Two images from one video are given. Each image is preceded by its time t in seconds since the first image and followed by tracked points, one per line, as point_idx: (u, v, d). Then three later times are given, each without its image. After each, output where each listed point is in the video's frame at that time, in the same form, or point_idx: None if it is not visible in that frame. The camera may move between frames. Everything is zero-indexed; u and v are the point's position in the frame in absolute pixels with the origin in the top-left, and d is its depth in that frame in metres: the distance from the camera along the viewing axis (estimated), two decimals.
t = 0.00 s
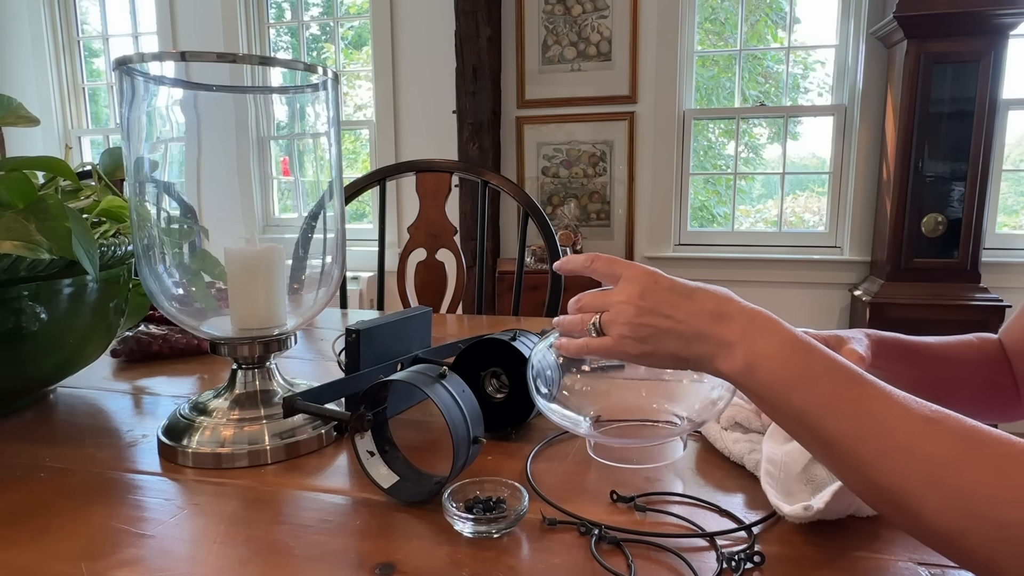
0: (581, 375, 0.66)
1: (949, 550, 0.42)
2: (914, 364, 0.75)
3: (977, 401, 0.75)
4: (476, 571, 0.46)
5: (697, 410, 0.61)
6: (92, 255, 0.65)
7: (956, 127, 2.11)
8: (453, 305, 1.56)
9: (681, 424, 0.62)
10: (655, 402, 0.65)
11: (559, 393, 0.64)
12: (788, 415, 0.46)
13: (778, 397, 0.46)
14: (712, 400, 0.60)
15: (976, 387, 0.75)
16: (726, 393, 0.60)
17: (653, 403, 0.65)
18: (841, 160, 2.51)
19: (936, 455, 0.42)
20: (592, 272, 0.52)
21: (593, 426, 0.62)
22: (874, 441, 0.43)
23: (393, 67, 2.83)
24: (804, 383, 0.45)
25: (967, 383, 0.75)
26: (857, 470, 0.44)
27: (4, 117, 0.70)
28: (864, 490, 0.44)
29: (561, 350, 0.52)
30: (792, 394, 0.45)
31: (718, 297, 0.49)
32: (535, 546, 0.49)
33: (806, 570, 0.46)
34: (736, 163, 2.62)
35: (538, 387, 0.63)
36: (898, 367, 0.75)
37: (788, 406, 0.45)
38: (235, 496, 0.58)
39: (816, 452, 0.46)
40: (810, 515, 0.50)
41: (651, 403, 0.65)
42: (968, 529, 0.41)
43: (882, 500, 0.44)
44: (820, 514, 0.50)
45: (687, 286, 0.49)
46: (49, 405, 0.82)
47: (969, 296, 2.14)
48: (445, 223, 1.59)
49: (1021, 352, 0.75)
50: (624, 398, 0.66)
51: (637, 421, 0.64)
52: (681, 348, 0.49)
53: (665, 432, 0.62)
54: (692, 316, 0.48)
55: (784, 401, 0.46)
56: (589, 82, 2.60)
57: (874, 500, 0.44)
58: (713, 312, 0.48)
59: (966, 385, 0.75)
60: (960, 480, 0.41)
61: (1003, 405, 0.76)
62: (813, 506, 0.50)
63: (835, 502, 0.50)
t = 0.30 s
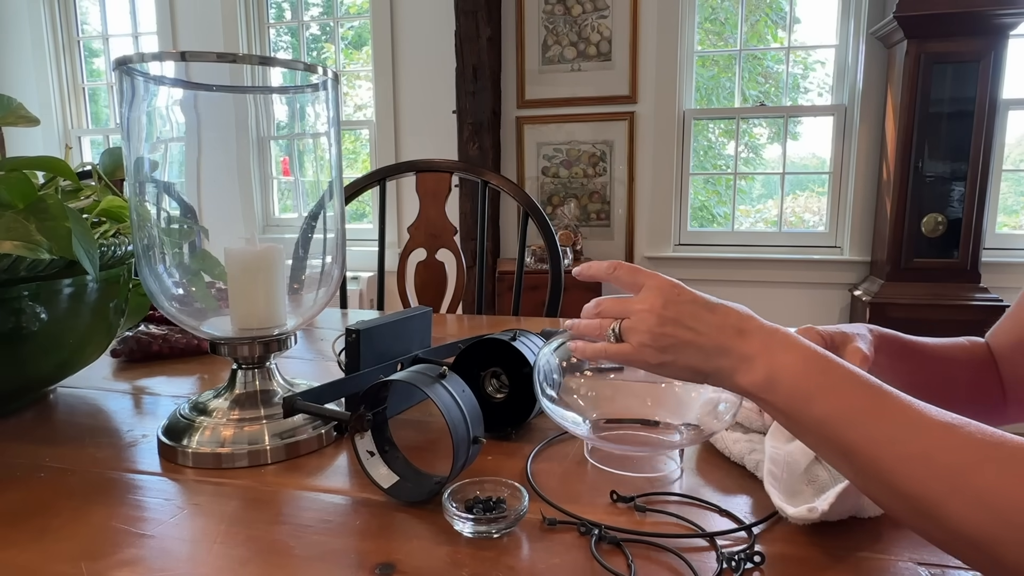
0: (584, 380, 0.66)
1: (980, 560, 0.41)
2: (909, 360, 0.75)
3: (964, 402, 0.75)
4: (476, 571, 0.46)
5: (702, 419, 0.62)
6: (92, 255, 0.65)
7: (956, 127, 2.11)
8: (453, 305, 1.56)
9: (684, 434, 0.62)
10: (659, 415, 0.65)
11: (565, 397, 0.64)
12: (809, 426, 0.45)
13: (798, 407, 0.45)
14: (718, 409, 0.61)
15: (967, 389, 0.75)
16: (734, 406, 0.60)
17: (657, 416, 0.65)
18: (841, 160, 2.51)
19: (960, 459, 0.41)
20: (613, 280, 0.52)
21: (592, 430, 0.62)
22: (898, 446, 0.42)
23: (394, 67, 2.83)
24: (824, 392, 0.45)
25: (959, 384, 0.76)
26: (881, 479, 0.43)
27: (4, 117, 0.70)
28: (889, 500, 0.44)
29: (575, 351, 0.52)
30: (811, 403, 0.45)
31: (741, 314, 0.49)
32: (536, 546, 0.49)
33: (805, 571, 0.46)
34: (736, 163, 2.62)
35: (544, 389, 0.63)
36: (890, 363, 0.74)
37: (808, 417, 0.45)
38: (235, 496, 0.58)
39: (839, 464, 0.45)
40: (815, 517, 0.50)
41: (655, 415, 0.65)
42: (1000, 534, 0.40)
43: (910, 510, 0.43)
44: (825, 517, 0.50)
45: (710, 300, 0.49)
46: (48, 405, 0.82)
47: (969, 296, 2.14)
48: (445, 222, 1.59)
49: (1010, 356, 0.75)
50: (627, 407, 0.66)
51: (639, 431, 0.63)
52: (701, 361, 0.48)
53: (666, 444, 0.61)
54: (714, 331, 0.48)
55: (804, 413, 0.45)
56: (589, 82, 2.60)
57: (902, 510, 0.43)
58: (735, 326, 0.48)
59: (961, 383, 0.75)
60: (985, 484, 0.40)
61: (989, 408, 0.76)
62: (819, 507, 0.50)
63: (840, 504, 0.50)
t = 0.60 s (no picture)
0: (587, 386, 0.67)
1: (996, 568, 0.40)
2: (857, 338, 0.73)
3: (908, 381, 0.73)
4: (476, 571, 0.46)
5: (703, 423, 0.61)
6: (92, 255, 0.65)
7: (956, 126, 2.11)
8: (453, 305, 1.56)
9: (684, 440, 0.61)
10: (659, 421, 0.65)
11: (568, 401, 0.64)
12: (814, 438, 0.45)
13: (802, 418, 0.45)
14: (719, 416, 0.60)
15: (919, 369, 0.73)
16: (738, 412, 0.59)
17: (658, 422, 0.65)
18: (841, 160, 2.51)
19: (966, 462, 0.41)
20: (618, 291, 0.54)
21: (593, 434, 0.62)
22: (903, 453, 0.42)
23: (393, 67, 2.83)
24: (828, 403, 0.45)
25: (910, 365, 0.73)
26: (889, 487, 0.43)
27: (4, 117, 0.70)
28: (898, 509, 0.43)
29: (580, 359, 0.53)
30: (815, 413, 0.45)
31: (747, 327, 0.49)
32: (536, 546, 0.49)
33: (806, 571, 0.46)
34: (736, 163, 2.62)
35: (546, 393, 0.63)
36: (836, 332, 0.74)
37: (813, 428, 0.45)
38: (235, 496, 0.58)
39: (845, 476, 0.45)
40: (800, 511, 0.50)
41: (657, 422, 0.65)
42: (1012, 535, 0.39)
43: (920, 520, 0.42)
44: (808, 514, 0.50)
45: (716, 312, 0.50)
46: (49, 405, 0.82)
47: (969, 296, 2.15)
48: (445, 222, 1.59)
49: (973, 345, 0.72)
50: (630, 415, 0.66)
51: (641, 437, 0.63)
52: (705, 374, 0.48)
53: (667, 450, 0.60)
54: (720, 343, 0.48)
55: (809, 423, 0.45)
56: (589, 82, 2.60)
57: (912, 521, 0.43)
58: (740, 339, 0.48)
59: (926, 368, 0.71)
60: (992, 487, 0.40)
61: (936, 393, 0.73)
62: (806, 501, 0.50)
63: (833, 504, 0.50)
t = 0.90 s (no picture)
0: (591, 389, 0.65)
1: (1001, 568, 0.39)
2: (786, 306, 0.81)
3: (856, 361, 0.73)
4: (476, 570, 0.46)
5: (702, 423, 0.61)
6: (92, 255, 0.65)
7: (956, 127, 2.11)
8: (453, 305, 1.56)
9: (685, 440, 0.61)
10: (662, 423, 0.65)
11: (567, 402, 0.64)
12: (814, 439, 0.45)
13: (803, 418, 0.45)
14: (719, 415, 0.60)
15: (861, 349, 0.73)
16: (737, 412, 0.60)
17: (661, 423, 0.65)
18: (841, 160, 2.51)
19: (965, 461, 0.41)
20: (619, 296, 0.57)
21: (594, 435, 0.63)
22: (902, 453, 0.42)
23: (393, 67, 2.83)
24: (827, 403, 0.45)
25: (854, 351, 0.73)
26: (889, 487, 0.42)
27: (4, 117, 0.70)
28: (900, 512, 0.42)
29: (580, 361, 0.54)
30: (815, 413, 0.45)
31: (748, 331, 0.50)
32: (536, 546, 0.49)
33: (805, 571, 0.46)
34: (736, 163, 2.62)
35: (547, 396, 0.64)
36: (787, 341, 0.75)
37: (813, 428, 0.45)
38: (235, 496, 0.58)
39: (846, 478, 0.44)
40: (800, 511, 0.50)
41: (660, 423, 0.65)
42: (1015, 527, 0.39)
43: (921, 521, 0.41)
44: (809, 513, 0.50)
45: (718, 317, 0.51)
46: (49, 405, 0.82)
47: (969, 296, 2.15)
48: (445, 222, 1.59)
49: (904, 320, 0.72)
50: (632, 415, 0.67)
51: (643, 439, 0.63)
52: (706, 373, 0.48)
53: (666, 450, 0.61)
54: (719, 345, 0.49)
55: (809, 423, 0.45)
56: (589, 82, 2.60)
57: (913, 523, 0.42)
58: (740, 342, 0.49)
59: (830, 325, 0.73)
60: (992, 488, 0.39)
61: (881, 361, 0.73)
62: (805, 500, 0.50)
63: (833, 504, 0.50)
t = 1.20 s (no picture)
0: (589, 386, 0.66)
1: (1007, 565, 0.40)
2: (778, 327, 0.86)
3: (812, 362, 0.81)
4: (475, 571, 0.46)
5: (704, 423, 0.61)
6: (92, 255, 0.65)
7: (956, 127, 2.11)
8: (453, 305, 1.56)
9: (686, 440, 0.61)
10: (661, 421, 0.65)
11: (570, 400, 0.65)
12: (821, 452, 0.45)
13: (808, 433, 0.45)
14: (719, 415, 0.61)
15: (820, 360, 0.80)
16: (736, 411, 0.60)
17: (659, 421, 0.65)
18: (841, 159, 2.51)
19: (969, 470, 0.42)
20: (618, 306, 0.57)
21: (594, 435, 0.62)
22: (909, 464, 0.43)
23: (393, 67, 2.83)
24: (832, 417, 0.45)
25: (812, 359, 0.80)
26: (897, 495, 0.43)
27: (4, 117, 0.70)
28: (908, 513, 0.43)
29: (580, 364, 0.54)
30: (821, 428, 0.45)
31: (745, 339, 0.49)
32: (536, 546, 0.49)
33: (805, 571, 0.46)
34: (736, 163, 2.62)
35: (548, 396, 0.64)
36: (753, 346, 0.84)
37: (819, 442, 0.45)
38: (235, 496, 0.58)
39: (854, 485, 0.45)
40: (798, 511, 0.50)
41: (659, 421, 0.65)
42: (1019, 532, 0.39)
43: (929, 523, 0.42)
44: (807, 515, 0.50)
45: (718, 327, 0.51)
46: (49, 405, 0.82)
47: (969, 296, 2.15)
48: (445, 222, 1.59)
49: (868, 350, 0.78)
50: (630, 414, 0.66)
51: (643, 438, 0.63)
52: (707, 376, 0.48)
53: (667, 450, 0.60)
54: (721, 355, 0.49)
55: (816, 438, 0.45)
56: (589, 82, 2.60)
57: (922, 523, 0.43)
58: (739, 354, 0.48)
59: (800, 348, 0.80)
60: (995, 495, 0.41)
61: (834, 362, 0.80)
62: (805, 501, 0.50)
63: (832, 506, 0.50)
